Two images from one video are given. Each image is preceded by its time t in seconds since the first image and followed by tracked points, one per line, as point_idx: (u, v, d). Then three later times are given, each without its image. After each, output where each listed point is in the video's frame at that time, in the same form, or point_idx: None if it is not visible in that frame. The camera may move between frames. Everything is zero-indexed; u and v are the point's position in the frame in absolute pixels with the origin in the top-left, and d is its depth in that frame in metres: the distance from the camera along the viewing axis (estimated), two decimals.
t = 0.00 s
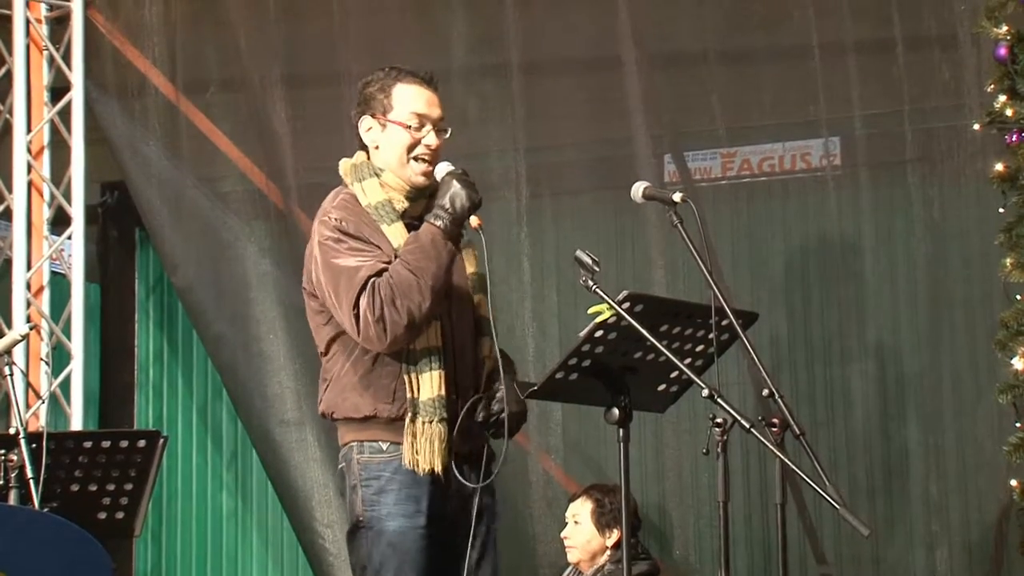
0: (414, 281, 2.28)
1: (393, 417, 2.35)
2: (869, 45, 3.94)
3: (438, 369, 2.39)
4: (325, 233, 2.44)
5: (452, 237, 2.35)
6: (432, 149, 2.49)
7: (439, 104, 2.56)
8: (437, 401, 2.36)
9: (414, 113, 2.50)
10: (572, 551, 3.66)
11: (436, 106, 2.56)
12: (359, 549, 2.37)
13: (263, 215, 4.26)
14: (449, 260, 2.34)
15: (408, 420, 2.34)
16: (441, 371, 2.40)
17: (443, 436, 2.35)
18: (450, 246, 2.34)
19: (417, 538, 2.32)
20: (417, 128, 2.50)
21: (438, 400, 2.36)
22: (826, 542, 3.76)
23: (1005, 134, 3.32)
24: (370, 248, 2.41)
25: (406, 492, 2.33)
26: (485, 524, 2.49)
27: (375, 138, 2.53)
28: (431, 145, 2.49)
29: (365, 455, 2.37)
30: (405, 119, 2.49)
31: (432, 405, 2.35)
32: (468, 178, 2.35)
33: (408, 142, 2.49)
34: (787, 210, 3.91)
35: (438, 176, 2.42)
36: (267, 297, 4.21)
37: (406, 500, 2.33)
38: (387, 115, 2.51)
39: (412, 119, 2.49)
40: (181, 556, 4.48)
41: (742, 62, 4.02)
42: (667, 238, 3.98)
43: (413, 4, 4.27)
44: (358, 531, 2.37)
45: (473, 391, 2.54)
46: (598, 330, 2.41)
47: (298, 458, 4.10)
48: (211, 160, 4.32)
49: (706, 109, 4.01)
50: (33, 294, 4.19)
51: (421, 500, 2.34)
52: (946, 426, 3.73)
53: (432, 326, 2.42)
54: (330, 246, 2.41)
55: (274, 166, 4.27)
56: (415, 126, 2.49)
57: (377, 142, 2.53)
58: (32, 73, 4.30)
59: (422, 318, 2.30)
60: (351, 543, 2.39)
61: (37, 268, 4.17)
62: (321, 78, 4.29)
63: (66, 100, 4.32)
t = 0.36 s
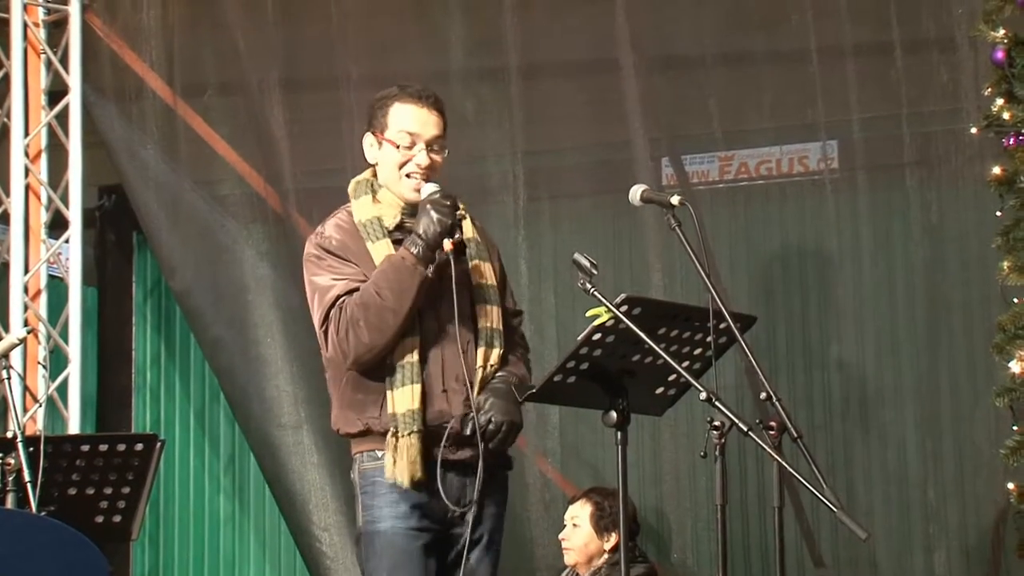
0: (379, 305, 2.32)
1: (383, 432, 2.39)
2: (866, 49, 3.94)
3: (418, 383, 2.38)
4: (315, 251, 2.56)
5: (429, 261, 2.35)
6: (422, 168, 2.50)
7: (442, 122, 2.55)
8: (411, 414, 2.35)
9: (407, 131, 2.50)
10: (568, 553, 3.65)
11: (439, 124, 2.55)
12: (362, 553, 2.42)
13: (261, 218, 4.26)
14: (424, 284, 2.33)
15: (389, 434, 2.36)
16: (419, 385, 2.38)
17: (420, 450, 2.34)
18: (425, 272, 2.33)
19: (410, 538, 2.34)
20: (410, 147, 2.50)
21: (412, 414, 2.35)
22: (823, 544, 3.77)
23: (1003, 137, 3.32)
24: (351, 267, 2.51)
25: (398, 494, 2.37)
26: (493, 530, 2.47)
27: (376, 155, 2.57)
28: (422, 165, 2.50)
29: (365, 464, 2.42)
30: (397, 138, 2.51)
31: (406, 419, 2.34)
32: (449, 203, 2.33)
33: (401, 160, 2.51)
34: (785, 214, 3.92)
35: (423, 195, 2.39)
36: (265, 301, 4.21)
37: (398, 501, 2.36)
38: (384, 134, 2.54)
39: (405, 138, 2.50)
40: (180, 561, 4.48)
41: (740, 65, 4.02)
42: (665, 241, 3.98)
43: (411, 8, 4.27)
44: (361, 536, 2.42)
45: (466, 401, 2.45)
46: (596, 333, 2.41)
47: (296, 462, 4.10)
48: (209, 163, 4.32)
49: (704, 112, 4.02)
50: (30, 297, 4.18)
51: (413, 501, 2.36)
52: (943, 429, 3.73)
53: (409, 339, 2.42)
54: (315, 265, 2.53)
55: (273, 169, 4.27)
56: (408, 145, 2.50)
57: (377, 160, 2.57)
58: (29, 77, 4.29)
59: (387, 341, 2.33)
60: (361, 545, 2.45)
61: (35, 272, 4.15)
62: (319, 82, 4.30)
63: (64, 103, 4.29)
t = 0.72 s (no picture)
0: (365, 301, 2.39)
1: (370, 434, 2.45)
2: (864, 50, 3.95)
3: (405, 384, 2.44)
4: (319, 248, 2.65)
5: (417, 262, 2.39)
6: (420, 178, 2.53)
7: (452, 133, 2.58)
8: (396, 413, 2.40)
9: (409, 142, 2.55)
10: (567, 555, 3.63)
11: (448, 135, 2.56)
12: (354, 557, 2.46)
13: (259, 221, 4.26)
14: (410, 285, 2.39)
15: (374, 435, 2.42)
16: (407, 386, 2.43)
17: (402, 449, 2.38)
18: (413, 273, 2.39)
19: (395, 543, 2.37)
20: (413, 157, 2.55)
21: (397, 413, 2.40)
22: (822, 546, 3.76)
23: (1000, 139, 3.32)
24: (349, 265, 2.58)
25: (385, 499, 2.39)
26: (489, 533, 2.48)
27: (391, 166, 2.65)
28: (421, 175, 2.53)
29: (356, 471, 2.47)
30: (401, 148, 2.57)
31: (389, 417, 2.40)
32: (436, 205, 2.37)
33: (405, 171, 2.56)
34: (783, 216, 3.92)
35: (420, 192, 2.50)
36: (263, 303, 4.21)
37: (384, 506, 2.39)
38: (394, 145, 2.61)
39: (408, 149, 2.56)
40: (178, 564, 4.47)
41: (738, 68, 4.02)
42: (663, 243, 3.98)
43: (409, 11, 4.28)
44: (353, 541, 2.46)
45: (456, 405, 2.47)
46: (594, 336, 2.42)
47: (294, 465, 4.10)
48: (207, 165, 4.31)
49: (702, 114, 4.02)
50: (28, 301, 4.17)
51: (400, 506, 2.39)
52: (941, 430, 3.74)
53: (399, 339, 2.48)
54: (318, 259, 2.61)
55: (271, 172, 4.28)
56: (412, 155, 2.55)
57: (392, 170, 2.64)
58: (27, 80, 4.27)
59: (369, 337, 2.40)
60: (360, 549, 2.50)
61: (33, 275, 4.13)
62: (317, 85, 4.30)
63: (62, 107, 4.26)
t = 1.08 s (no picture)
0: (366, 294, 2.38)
1: (376, 434, 2.44)
2: (863, 52, 3.95)
3: (411, 382, 2.43)
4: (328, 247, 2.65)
5: (420, 255, 2.37)
6: (426, 180, 2.53)
7: (457, 136, 2.59)
8: (403, 412, 2.39)
9: (415, 145, 2.56)
10: (564, 557, 3.64)
11: (454, 139, 2.58)
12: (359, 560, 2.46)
13: (258, 223, 4.26)
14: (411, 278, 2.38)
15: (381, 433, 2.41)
16: (412, 384, 2.43)
17: (411, 447, 2.38)
18: (414, 266, 2.37)
19: (402, 545, 2.38)
20: (419, 159, 2.56)
21: (404, 411, 2.39)
22: (820, 547, 3.76)
23: (998, 141, 3.32)
24: (355, 262, 2.58)
25: (390, 502, 2.39)
26: (492, 534, 2.48)
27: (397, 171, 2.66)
28: (427, 177, 2.53)
29: (361, 473, 2.46)
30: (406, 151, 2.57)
31: (398, 416, 2.39)
32: (440, 200, 2.36)
33: (411, 173, 2.57)
34: (781, 217, 3.92)
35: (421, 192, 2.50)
36: (262, 305, 4.21)
37: (390, 509, 2.39)
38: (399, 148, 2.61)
39: (414, 151, 2.56)
40: (178, 567, 4.46)
41: (736, 69, 4.02)
42: (662, 245, 3.99)
43: (407, 12, 4.28)
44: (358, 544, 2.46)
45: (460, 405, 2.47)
46: (592, 337, 2.42)
47: (293, 466, 4.10)
48: (205, 167, 4.31)
49: (701, 116, 4.02)
50: (27, 303, 4.17)
51: (405, 509, 2.39)
52: (939, 431, 3.74)
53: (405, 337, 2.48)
54: (327, 258, 2.60)
55: (270, 174, 4.28)
56: (417, 158, 2.56)
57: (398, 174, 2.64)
58: (26, 81, 4.28)
59: (372, 331, 2.39)
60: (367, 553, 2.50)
61: (32, 277, 4.13)
62: (316, 87, 4.30)
63: (60, 109, 4.27)
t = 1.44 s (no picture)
0: (378, 292, 2.36)
1: (388, 433, 2.42)
2: (862, 53, 3.95)
3: (428, 382, 2.41)
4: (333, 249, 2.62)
5: (428, 249, 2.36)
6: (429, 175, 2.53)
7: (457, 133, 2.59)
8: (421, 411, 2.38)
9: (416, 142, 2.55)
10: (562, 560, 3.66)
11: (454, 136, 2.58)
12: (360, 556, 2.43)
13: (258, 224, 4.26)
14: (422, 273, 2.36)
15: (396, 432, 2.39)
16: (427, 384, 2.41)
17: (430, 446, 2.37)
18: (424, 261, 2.36)
19: (411, 542, 2.36)
20: (420, 156, 2.55)
21: (421, 411, 2.38)
22: (821, 548, 3.76)
23: (998, 142, 3.32)
24: (363, 263, 2.55)
25: (401, 498, 2.38)
26: (495, 535, 2.48)
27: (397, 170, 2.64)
28: (430, 173, 2.53)
29: (368, 470, 2.44)
30: (406, 148, 2.57)
31: (415, 416, 2.38)
32: (446, 194, 2.35)
33: (413, 170, 2.56)
34: (781, 218, 3.92)
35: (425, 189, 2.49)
36: (262, 306, 4.21)
37: (400, 506, 2.38)
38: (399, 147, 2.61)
39: (415, 149, 2.56)
40: (178, 568, 4.46)
41: (736, 70, 4.02)
42: (661, 246, 3.99)
43: (407, 13, 4.28)
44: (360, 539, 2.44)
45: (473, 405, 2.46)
46: (592, 338, 2.41)
47: (293, 467, 4.10)
48: (205, 168, 4.31)
49: (701, 117, 4.02)
50: (27, 304, 4.17)
51: (415, 506, 2.38)
52: (939, 432, 3.74)
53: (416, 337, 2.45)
54: (334, 260, 2.58)
55: (270, 175, 4.28)
56: (418, 155, 2.55)
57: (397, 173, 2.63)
58: (26, 83, 4.28)
59: (387, 329, 2.36)
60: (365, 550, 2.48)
61: (32, 278, 4.13)
62: (316, 88, 4.30)
63: (60, 109, 4.27)
